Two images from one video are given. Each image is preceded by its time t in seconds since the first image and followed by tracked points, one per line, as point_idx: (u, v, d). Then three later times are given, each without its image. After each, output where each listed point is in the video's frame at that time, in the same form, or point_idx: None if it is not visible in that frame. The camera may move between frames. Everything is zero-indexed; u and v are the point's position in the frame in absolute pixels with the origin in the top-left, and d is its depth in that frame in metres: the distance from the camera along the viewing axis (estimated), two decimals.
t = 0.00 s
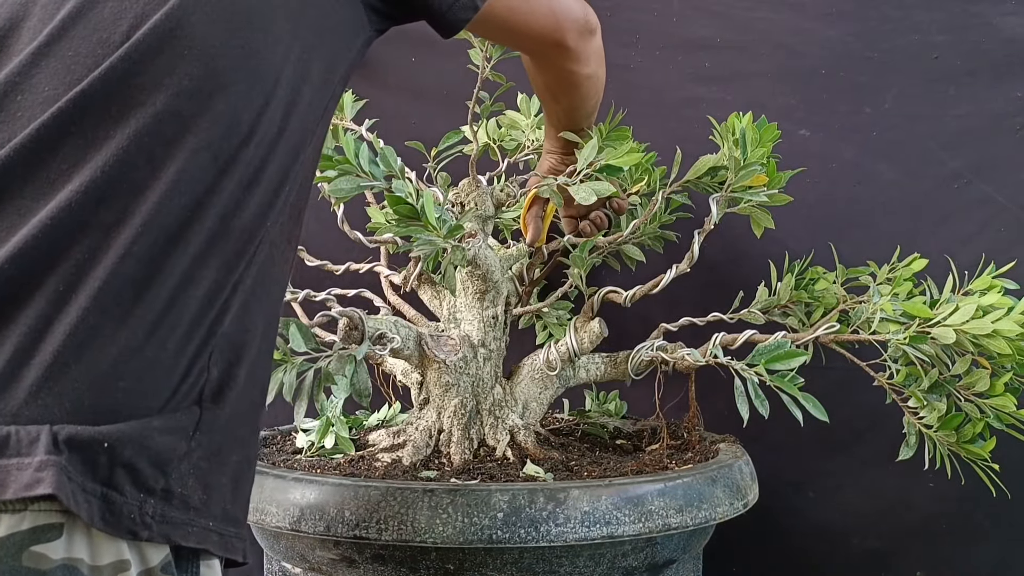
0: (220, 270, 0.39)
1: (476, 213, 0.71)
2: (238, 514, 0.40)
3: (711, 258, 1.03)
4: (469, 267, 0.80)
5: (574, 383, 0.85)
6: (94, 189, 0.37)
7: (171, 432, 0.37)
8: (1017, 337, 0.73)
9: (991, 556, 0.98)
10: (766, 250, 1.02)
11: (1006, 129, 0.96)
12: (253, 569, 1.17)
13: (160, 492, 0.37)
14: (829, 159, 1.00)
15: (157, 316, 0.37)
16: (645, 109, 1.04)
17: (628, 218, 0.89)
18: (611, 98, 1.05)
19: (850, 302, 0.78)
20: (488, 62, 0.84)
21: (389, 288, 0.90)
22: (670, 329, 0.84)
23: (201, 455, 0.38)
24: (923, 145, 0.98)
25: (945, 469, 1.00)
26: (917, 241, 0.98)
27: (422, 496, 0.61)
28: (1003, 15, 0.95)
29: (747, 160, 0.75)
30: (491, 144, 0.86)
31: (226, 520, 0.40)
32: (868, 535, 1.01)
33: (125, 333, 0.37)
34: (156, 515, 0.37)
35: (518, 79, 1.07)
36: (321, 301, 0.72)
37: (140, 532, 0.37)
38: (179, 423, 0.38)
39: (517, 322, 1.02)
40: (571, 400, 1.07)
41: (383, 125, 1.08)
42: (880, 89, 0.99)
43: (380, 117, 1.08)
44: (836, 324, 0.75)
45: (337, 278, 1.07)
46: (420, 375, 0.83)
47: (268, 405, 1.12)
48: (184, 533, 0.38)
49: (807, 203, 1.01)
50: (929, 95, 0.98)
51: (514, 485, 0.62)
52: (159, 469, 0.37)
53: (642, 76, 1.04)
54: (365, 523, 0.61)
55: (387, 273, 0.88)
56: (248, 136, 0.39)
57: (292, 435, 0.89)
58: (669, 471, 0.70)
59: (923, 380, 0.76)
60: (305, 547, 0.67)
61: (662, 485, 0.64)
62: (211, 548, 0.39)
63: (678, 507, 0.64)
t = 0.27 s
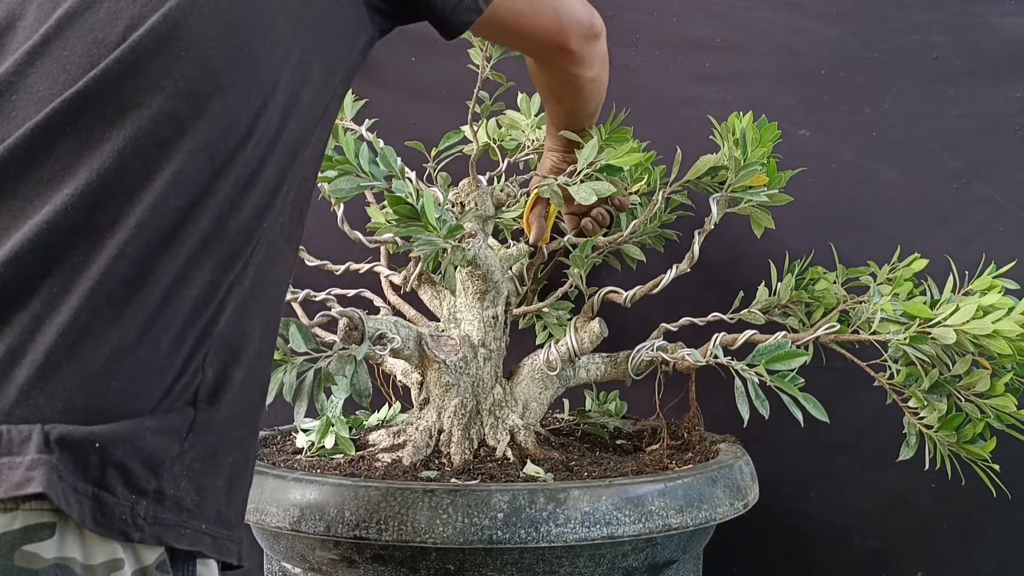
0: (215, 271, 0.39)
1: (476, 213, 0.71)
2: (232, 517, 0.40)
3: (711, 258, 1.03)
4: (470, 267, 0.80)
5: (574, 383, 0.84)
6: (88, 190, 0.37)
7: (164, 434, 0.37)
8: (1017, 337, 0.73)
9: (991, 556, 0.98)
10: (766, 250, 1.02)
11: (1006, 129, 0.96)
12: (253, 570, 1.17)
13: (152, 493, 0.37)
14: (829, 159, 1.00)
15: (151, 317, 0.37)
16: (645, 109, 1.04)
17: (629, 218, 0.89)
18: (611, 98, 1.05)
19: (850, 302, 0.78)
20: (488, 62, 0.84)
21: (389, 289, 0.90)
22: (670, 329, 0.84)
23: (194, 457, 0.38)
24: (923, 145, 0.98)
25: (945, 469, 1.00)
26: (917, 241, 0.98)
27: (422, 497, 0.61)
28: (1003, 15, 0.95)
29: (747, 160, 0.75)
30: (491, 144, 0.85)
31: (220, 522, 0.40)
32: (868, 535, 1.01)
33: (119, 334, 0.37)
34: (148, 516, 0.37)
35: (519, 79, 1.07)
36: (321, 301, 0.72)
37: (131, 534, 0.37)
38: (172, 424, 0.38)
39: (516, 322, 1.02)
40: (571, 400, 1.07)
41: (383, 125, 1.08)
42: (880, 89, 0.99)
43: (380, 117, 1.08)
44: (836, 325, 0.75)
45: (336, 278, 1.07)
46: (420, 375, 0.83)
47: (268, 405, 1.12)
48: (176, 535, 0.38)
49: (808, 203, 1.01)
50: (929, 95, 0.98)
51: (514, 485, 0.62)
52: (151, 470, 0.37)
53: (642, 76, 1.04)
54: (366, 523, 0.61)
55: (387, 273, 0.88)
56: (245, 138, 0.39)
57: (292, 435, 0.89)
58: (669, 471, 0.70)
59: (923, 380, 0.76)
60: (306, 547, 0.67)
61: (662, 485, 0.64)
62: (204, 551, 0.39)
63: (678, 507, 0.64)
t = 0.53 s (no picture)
0: (156, 277, 0.37)
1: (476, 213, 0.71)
2: (183, 527, 0.38)
3: (711, 258, 1.03)
4: (470, 267, 0.80)
5: (574, 383, 0.85)
6: (82, 185, 0.36)
7: (97, 441, 0.36)
8: (1017, 337, 0.73)
9: (991, 556, 0.98)
10: (766, 250, 1.02)
11: (1006, 129, 0.96)
12: (253, 570, 1.17)
13: (81, 501, 0.36)
14: (829, 159, 1.00)
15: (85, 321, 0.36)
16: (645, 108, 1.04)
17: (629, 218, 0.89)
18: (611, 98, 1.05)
19: (850, 302, 0.78)
20: (488, 62, 0.84)
21: (389, 288, 0.90)
22: (670, 329, 0.84)
23: (132, 466, 0.37)
24: (923, 145, 0.98)
25: (946, 470, 1.00)
26: (918, 241, 0.98)
27: (422, 497, 0.61)
28: (1003, 15, 0.95)
29: (747, 160, 0.75)
30: (491, 143, 0.85)
31: (167, 532, 0.37)
32: (868, 535, 1.01)
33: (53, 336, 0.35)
34: (73, 523, 0.36)
35: (519, 79, 1.07)
36: (321, 301, 0.72)
37: (53, 541, 0.35)
38: (107, 430, 0.36)
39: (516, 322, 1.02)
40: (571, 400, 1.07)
41: (384, 125, 1.08)
42: (880, 89, 0.99)
43: (380, 117, 1.08)
44: (836, 325, 0.75)
45: (336, 278, 1.07)
46: (420, 375, 0.83)
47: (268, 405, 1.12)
48: (107, 545, 0.36)
49: (808, 203, 1.01)
50: (929, 95, 0.98)
51: (514, 485, 0.62)
52: (79, 479, 0.35)
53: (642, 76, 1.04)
54: (365, 524, 0.61)
55: (387, 273, 0.88)
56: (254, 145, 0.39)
57: (292, 435, 0.89)
58: (669, 471, 0.70)
59: (923, 380, 0.76)
60: (305, 547, 0.67)
61: (662, 485, 0.64)
62: (146, 562, 0.37)
63: (678, 507, 0.64)
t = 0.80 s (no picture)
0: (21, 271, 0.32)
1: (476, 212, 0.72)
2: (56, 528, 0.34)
3: (711, 258, 1.03)
4: (470, 267, 0.80)
5: (574, 383, 0.85)
6: None
7: None
8: (1017, 337, 0.73)
9: (991, 556, 0.98)
10: (766, 250, 1.02)
11: (1006, 129, 0.96)
12: (253, 570, 1.17)
13: None
14: (829, 159, 1.00)
15: None
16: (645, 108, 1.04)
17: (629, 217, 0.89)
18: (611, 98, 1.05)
19: (850, 302, 0.78)
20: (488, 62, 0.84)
21: (389, 288, 0.90)
22: (670, 329, 0.84)
23: None
24: (923, 145, 0.98)
25: (946, 469, 1.00)
26: (917, 241, 0.98)
27: (422, 496, 0.61)
28: (1003, 15, 0.95)
29: (747, 160, 0.75)
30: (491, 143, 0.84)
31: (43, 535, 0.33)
32: (868, 535, 1.01)
33: None
34: None
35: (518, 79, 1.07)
36: (321, 301, 0.72)
37: None
38: None
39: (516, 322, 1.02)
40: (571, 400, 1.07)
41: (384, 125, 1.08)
42: (880, 89, 0.99)
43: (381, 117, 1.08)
44: (836, 325, 0.75)
45: (336, 278, 1.07)
46: (420, 375, 0.83)
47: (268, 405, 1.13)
48: None
49: (808, 203, 1.01)
50: (929, 95, 0.98)
51: (514, 485, 0.62)
52: None
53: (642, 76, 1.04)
54: (365, 523, 0.61)
55: (387, 273, 0.88)
56: (266, 107, 0.36)
57: (292, 435, 0.89)
58: (669, 471, 0.70)
59: (923, 380, 0.76)
60: (305, 547, 0.67)
61: (662, 485, 0.64)
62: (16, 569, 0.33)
63: (678, 506, 0.64)
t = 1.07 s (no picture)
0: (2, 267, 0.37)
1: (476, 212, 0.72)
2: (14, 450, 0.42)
3: (711, 258, 1.03)
4: (469, 267, 0.80)
5: (574, 383, 0.84)
6: None
7: None
8: (1017, 337, 0.73)
9: (991, 555, 0.98)
10: (766, 250, 1.02)
11: (1007, 129, 0.96)
12: (253, 570, 1.17)
13: None
14: (829, 159, 1.00)
15: None
16: (645, 108, 1.04)
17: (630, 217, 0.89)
18: (611, 98, 1.05)
19: (850, 302, 0.78)
20: (488, 62, 0.84)
21: (389, 288, 0.90)
22: (670, 329, 0.84)
23: None
24: (924, 144, 0.98)
25: (946, 469, 1.00)
26: (917, 241, 0.98)
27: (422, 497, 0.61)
28: (1004, 15, 0.95)
29: (747, 160, 0.75)
30: (491, 143, 0.84)
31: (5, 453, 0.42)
32: (868, 535, 1.01)
33: None
34: None
35: (518, 79, 1.07)
36: (321, 302, 0.72)
37: None
38: None
39: (516, 322, 1.02)
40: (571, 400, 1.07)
41: (384, 125, 1.08)
42: (880, 89, 0.99)
43: (381, 117, 1.08)
44: (836, 325, 0.75)
45: (336, 278, 1.07)
46: (420, 375, 0.83)
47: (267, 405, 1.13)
48: None
49: (808, 203, 1.01)
50: (929, 95, 0.98)
51: (514, 485, 0.62)
52: None
53: (642, 75, 1.04)
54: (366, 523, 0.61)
55: (387, 273, 0.88)
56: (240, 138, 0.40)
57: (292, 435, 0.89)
58: (669, 471, 0.70)
59: (923, 380, 0.76)
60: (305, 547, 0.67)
61: (662, 485, 0.64)
62: None
63: (678, 507, 0.64)
